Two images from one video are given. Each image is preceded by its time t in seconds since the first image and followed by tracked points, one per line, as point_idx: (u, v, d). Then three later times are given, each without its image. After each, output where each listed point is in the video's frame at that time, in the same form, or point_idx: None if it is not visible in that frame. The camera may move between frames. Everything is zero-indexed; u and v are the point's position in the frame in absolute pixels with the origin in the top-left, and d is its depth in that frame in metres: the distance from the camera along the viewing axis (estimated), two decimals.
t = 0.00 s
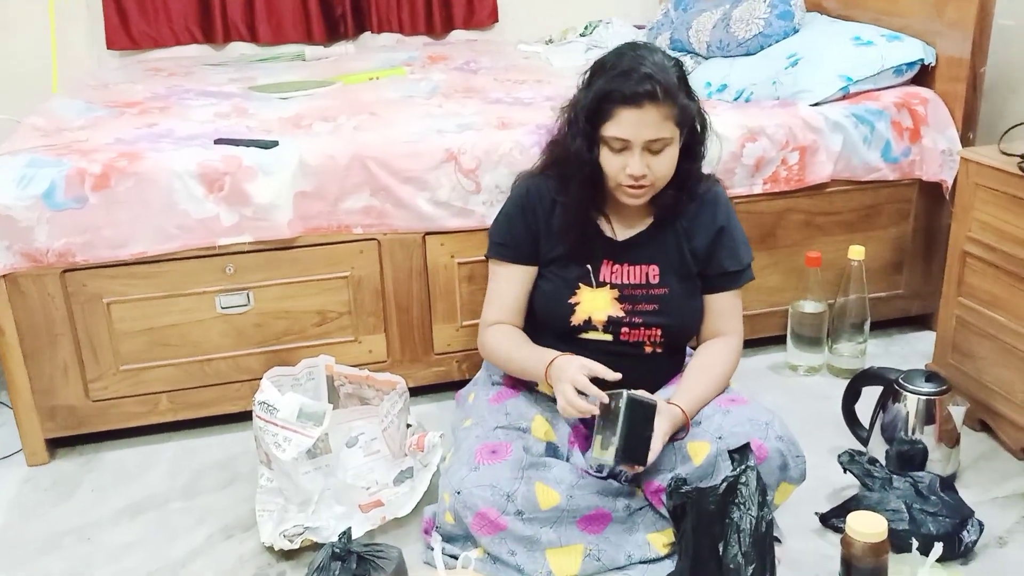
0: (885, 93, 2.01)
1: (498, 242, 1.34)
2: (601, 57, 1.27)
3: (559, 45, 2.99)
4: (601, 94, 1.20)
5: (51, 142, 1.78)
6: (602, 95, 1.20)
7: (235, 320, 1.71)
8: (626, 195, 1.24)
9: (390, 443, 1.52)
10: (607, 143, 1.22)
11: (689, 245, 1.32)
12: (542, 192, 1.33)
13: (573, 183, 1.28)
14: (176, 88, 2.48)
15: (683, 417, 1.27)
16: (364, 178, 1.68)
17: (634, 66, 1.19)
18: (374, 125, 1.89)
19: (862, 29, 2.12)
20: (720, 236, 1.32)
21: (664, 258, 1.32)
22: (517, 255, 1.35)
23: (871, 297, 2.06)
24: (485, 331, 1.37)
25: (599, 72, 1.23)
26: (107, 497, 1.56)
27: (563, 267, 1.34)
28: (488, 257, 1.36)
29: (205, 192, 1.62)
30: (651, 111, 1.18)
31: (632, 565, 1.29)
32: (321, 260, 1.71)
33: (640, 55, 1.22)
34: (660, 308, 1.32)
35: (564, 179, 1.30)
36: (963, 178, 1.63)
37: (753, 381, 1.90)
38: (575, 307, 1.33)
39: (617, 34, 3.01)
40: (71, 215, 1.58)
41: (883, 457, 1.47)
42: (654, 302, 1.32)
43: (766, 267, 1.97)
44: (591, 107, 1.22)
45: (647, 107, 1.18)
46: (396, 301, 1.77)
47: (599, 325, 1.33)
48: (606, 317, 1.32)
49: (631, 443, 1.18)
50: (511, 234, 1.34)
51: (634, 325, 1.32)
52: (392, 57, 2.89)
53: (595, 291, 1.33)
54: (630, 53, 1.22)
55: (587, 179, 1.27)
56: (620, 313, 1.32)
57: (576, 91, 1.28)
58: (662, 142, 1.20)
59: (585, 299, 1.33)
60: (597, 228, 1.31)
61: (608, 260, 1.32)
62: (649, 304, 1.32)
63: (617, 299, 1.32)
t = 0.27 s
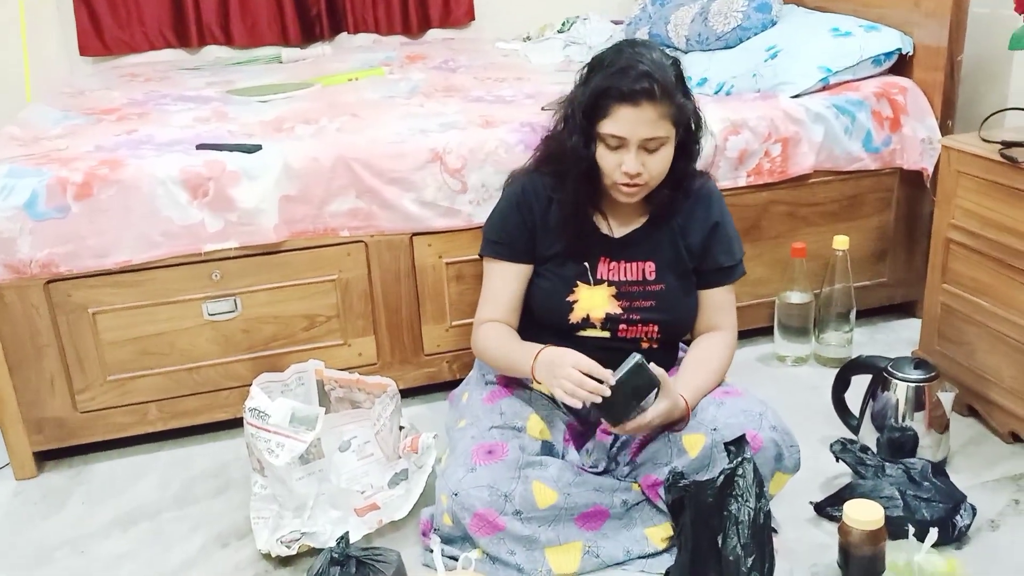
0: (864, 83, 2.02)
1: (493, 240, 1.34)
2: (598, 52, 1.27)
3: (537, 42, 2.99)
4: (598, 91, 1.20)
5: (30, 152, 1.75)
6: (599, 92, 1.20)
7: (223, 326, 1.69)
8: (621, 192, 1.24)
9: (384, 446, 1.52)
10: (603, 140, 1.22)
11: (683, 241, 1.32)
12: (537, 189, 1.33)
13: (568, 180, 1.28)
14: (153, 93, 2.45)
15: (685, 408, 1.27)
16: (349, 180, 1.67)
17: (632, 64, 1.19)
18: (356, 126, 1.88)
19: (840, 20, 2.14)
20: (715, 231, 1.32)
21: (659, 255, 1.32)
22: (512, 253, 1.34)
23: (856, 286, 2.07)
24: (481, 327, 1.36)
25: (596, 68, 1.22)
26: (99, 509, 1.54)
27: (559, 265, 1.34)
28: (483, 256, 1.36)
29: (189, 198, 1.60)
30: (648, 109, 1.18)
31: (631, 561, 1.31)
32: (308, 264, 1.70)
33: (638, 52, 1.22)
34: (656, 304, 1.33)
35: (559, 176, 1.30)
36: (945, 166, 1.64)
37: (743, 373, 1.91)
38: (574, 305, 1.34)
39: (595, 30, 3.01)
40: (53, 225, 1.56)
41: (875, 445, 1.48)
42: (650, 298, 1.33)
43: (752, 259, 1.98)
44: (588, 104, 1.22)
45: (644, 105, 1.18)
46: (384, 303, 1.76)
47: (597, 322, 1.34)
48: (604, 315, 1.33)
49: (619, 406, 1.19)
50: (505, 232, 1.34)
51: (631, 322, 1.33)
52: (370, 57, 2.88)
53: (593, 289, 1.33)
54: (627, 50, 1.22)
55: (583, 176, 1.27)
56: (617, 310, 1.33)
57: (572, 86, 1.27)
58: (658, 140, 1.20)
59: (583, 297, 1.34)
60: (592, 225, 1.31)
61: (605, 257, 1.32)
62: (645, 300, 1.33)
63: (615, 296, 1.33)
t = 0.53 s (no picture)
0: (850, 82, 2.04)
1: (491, 245, 1.35)
2: (598, 58, 1.27)
3: (521, 46, 3.00)
4: (597, 96, 1.21)
5: (16, 165, 1.73)
6: (598, 97, 1.21)
7: (216, 337, 1.68)
8: (618, 197, 1.24)
9: (383, 454, 1.51)
10: (601, 145, 1.23)
11: (682, 245, 1.33)
12: (535, 194, 1.33)
13: (566, 185, 1.29)
14: (136, 103, 2.44)
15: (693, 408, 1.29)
16: (342, 187, 1.67)
17: (632, 70, 1.20)
18: (346, 133, 1.87)
19: (823, 19, 2.15)
20: (713, 236, 1.33)
21: (658, 259, 1.33)
22: (511, 258, 1.35)
23: (846, 283, 2.09)
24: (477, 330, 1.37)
25: (596, 74, 1.23)
26: (95, 524, 1.52)
27: (558, 270, 1.35)
28: (482, 261, 1.37)
29: (181, 208, 1.59)
30: (646, 114, 1.19)
31: (636, 563, 1.31)
32: (300, 272, 1.69)
33: (637, 58, 1.23)
34: (655, 310, 1.33)
35: (558, 181, 1.30)
36: (933, 162, 1.66)
37: (737, 372, 1.91)
38: (573, 310, 1.34)
39: (578, 33, 3.02)
40: (43, 238, 1.54)
41: (872, 440, 1.49)
42: (649, 303, 1.33)
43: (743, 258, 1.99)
44: (587, 109, 1.22)
45: (642, 111, 1.19)
46: (379, 311, 1.76)
47: (596, 328, 1.34)
48: (603, 320, 1.33)
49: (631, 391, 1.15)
50: (504, 236, 1.34)
51: (631, 327, 1.34)
52: (354, 63, 2.87)
53: (592, 294, 1.34)
54: (627, 56, 1.23)
55: (581, 181, 1.28)
56: (616, 315, 1.33)
57: (572, 92, 1.28)
58: (657, 146, 1.21)
59: (582, 302, 1.34)
60: (591, 229, 1.32)
61: (604, 263, 1.33)
62: (644, 306, 1.33)
63: (614, 301, 1.33)
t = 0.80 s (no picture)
0: (850, 92, 2.05)
1: (496, 254, 1.34)
2: (606, 71, 1.27)
3: (520, 54, 3.00)
4: (608, 112, 1.21)
5: (17, 169, 1.73)
6: (609, 113, 1.21)
7: (217, 343, 1.67)
8: (628, 211, 1.25)
9: (384, 461, 1.50)
10: (612, 160, 1.23)
11: (687, 256, 1.33)
12: (542, 206, 1.33)
13: (575, 198, 1.29)
14: (136, 109, 2.43)
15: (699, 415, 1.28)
16: (344, 194, 1.67)
17: (642, 85, 1.20)
18: (347, 140, 1.87)
19: (823, 30, 2.17)
20: (718, 246, 1.34)
21: (662, 270, 1.33)
22: (516, 267, 1.35)
23: (845, 293, 2.09)
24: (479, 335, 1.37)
25: (606, 88, 1.23)
26: (95, 531, 1.51)
27: (563, 279, 1.35)
28: (485, 269, 1.36)
29: (182, 214, 1.59)
30: (658, 130, 1.19)
31: (638, 572, 1.29)
32: (302, 278, 1.69)
33: (647, 73, 1.23)
34: (659, 320, 1.34)
35: (566, 194, 1.31)
36: (934, 173, 1.67)
37: (737, 381, 1.92)
38: (577, 320, 1.35)
39: (578, 41, 3.02)
40: (44, 243, 1.54)
41: (873, 450, 1.49)
42: (653, 313, 1.33)
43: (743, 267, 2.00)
44: (598, 124, 1.22)
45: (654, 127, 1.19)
46: (380, 317, 1.75)
47: (601, 337, 1.34)
48: (608, 330, 1.33)
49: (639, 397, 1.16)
50: (510, 247, 1.34)
51: (635, 337, 1.34)
52: (353, 70, 2.87)
53: (597, 303, 1.34)
54: (636, 70, 1.23)
55: (590, 194, 1.28)
56: (621, 325, 1.33)
57: (582, 105, 1.28)
58: (667, 161, 1.22)
59: (587, 311, 1.34)
60: (598, 240, 1.32)
61: (609, 273, 1.33)
62: (648, 316, 1.33)
63: (618, 311, 1.33)
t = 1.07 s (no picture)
0: (835, 92, 2.06)
1: (483, 250, 1.35)
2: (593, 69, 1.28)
3: (504, 53, 3.00)
4: (597, 106, 1.21)
5: None
6: (598, 107, 1.21)
7: (202, 341, 1.66)
8: (619, 205, 1.25)
9: (372, 459, 1.49)
10: (601, 154, 1.23)
11: (675, 254, 1.34)
12: (533, 205, 1.33)
13: (567, 195, 1.29)
14: (118, 105, 2.41)
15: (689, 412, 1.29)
16: (331, 191, 1.66)
17: (631, 80, 1.21)
18: (333, 137, 1.86)
19: (807, 30, 2.18)
20: (706, 245, 1.35)
21: (650, 268, 1.33)
22: (504, 263, 1.35)
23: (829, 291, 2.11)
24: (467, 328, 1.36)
25: (594, 84, 1.24)
26: (78, 531, 1.50)
27: (552, 277, 1.35)
28: (473, 265, 1.37)
29: (168, 211, 1.58)
30: (647, 123, 1.20)
31: (626, 570, 1.29)
32: (288, 276, 1.68)
33: (634, 68, 1.24)
34: (647, 318, 1.34)
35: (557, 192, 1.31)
36: (918, 173, 1.68)
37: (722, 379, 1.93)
38: (565, 317, 1.35)
39: (562, 40, 3.02)
40: (27, 240, 1.52)
41: (858, 447, 1.51)
42: (641, 311, 1.34)
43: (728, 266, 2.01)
44: (588, 119, 1.22)
45: (643, 120, 1.20)
46: (366, 316, 1.75)
47: (588, 335, 1.34)
48: (595, 327, 1.33)
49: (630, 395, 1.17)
50: (496, 242, 1.34)
51: (622, 335, 1.34)
52: (337, 67, 2.86)
53: (584, 301, 1.34)
54: (624, 66, 1.24)
55: (580, 190, 1.28)
56: (609, 322, 1.33)
57: (570, 103, 1.28)
58: (657, 154, 1.22)
59: (575, 309, 1.34)
60: (587, 238, 1.32)
61: (596, 270, 1.33)
62: (636, 313, 1.34)
63: (606, 308, 1.33)
